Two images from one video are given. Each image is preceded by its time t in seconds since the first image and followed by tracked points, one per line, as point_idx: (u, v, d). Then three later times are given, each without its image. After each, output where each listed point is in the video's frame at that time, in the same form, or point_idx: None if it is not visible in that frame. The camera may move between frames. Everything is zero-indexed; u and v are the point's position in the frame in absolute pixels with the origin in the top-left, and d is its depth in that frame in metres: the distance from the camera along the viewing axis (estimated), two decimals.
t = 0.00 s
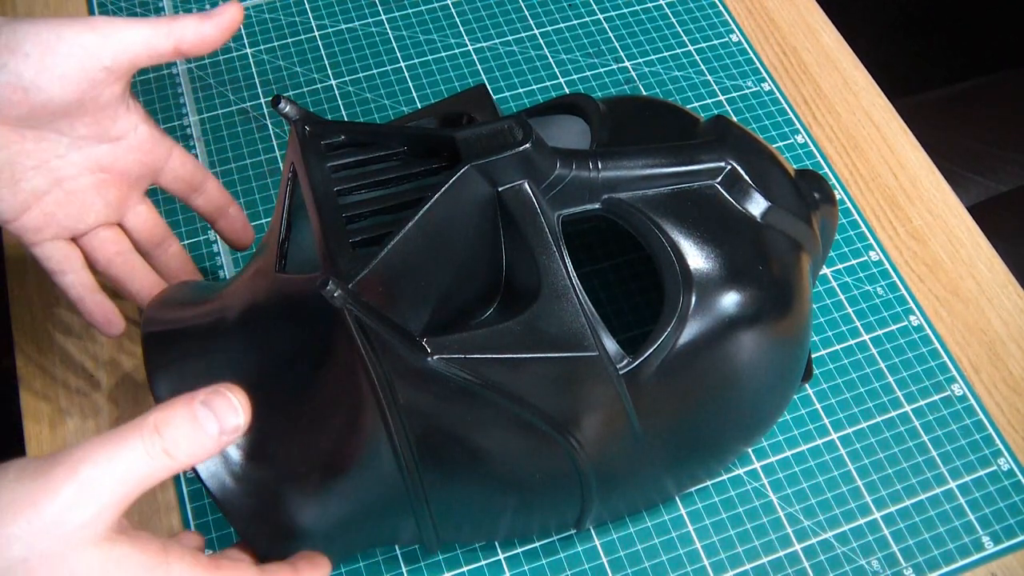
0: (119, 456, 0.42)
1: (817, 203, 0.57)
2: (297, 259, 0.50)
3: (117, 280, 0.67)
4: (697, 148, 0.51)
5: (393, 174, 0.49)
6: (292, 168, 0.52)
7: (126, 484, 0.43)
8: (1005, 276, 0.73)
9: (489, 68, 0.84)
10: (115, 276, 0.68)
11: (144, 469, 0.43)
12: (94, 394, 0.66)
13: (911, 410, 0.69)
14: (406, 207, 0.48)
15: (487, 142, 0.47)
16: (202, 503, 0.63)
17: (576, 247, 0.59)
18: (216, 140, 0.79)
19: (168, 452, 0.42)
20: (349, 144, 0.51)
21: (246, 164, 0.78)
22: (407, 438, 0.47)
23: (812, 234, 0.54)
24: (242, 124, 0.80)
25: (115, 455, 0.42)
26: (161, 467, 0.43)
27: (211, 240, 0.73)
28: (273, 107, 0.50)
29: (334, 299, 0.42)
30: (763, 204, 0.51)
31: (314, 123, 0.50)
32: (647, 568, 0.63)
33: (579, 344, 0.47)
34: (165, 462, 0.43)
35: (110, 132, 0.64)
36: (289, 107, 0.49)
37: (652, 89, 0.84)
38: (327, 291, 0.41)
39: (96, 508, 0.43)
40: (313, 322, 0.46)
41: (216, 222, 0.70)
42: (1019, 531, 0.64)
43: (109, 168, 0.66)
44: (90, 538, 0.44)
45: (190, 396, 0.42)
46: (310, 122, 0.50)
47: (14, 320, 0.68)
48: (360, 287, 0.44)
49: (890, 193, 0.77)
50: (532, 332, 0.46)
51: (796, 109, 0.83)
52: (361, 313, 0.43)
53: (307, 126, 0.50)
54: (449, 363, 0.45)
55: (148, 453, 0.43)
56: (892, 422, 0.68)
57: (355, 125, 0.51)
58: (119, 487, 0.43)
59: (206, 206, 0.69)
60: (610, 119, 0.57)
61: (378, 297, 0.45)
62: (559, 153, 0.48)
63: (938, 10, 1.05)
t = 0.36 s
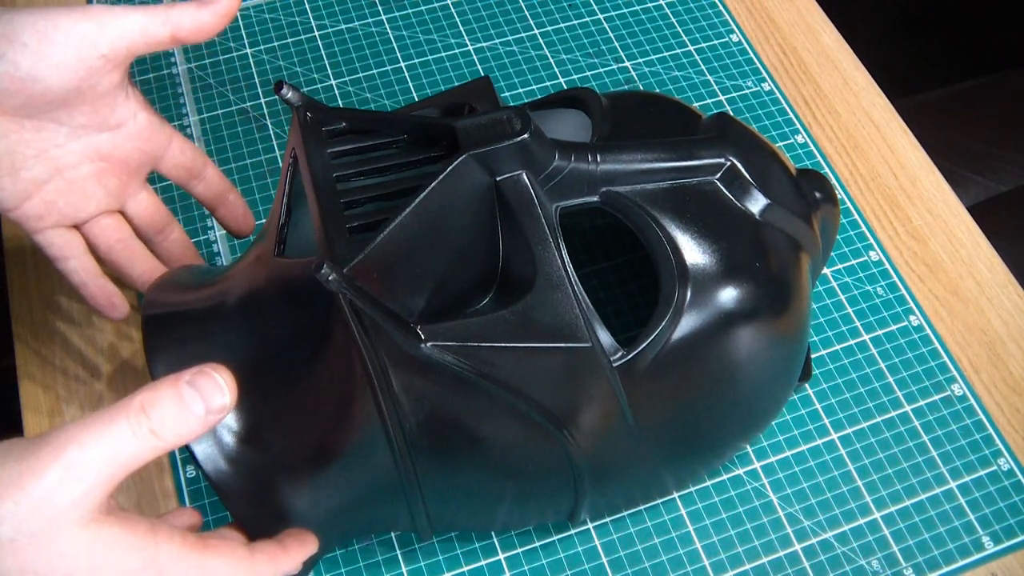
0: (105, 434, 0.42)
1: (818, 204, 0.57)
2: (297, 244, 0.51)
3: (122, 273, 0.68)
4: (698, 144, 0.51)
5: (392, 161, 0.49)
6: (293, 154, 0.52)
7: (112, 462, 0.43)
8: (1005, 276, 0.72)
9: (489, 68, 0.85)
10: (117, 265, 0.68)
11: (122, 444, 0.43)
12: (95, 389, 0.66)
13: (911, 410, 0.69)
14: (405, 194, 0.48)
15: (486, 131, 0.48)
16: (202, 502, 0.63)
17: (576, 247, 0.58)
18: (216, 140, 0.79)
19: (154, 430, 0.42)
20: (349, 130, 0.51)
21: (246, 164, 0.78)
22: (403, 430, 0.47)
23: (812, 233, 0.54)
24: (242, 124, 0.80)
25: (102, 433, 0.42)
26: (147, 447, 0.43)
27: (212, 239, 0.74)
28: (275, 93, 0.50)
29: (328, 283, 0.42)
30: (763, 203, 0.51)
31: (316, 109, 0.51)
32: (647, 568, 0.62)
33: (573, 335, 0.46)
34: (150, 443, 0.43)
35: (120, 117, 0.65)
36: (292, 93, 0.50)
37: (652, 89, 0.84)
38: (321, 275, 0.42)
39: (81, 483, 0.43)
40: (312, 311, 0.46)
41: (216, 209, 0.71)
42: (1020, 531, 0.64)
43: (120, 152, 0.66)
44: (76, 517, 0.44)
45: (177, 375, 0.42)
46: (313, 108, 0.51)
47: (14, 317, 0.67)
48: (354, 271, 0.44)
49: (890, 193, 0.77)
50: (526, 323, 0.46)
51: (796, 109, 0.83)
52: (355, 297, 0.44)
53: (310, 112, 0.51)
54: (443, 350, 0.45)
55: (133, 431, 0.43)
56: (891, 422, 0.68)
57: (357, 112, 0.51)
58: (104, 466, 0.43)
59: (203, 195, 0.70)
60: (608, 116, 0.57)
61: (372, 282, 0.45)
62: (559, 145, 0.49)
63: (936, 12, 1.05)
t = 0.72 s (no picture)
0: (496, 434, 0.40)
1: (818, 203, 0.57)
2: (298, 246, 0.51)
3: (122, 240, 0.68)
4: (697, 144, 0.51)
5: (392, 162, 0.49)
6: (292, 154, 0.52)
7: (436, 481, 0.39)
8: (1005, 276, 0.72)
9: (489, 68, 0.85)
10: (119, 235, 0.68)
11: (502, 454, 0.40)
12: (95, 391, 0.66)
13: (911, 410, 0.69)
14: (405, 194, 0.48)
15: (485, 131, 0.48)
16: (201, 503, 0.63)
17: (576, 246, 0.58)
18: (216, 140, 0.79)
19: (464, 467, 0.39)
20: (349, 131, 0.51)
21: (246, 164, 0.78)
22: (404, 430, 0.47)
23: (812, 234, 0.54)
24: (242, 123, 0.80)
25: (433, 454, 0.39)
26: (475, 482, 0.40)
27: (211, 239, 0.74)
28: (275, 93, 0.50)
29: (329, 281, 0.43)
30: (763, 202, 0.51)
31: (317, 109, 0.51)
32: (648, 568, 0.62)
33: (573, 335, 0.46)
34: (339, 388, 0.37)
35: (94, 108, 0.62)
36: (292, 93, 0.50)
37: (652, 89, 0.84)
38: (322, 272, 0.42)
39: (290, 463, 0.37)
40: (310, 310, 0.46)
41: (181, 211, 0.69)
42: (1020, 531, 0.64)
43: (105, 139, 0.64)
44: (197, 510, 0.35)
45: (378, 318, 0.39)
46: (313, 108, 0.51)
47: (14, 321, 0.68)
48: (355, 272, 0.44)
49: (890, 193, 0.77)
50: (526, 323, 0.46)
51: (796, 109, 0.83)
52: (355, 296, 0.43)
53: (310, 112, 0.51)
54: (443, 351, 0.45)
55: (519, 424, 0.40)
56: (891, 422, 0.68)
57: (356, 112, 0.51)
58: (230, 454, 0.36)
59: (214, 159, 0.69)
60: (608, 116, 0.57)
61: (373, 283, 0.45)
62: (558, 145, 0.49)
63: (936, 12, 1.05)
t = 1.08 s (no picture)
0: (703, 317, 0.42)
1: (818, 203, 0.57)
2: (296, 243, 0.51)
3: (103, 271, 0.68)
4: (697, 145, 0.51)
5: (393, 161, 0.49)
6: (293, 155, 0.52)
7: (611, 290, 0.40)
8: (1005, 276, 0.72)
9: (489, 68, 0.85)
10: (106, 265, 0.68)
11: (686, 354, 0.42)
12: (95, 390, 0.66)
13: (911, 410, 0.69)
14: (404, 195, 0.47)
15: (487, 132, 0.48)
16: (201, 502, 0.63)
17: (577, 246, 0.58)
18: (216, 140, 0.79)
19: (670, 242, 0.41)
20: (349, 131, 0.51)
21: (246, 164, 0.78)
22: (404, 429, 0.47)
23: (813, 235, 0.54)
24: (242, 123, 0.80)
25: (615, 253, 0.40)
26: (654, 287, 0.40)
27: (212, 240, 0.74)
28: (276, 93, 0.50)
29: (327, 282, 0.44)
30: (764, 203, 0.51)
31: (316, 110, 0.50)
32: (648, 568, 0.62)
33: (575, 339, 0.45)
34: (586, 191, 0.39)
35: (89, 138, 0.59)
36: (292, 93, 0.49)
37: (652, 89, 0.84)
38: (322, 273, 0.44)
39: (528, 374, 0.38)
40: (312, 311, 0.46)
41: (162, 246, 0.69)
42: (1020, 531, 0.64)
43: (94, 170, 0.63)
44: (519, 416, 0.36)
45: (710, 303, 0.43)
46: (312, 109, 0.50)
47: (14, 320, 0.68)
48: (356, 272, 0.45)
49: (890, 193, 0.77)
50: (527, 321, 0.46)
51: (796, 109, 0.83)
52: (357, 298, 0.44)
53: (309, 113, 0.50)
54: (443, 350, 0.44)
55: (684, 359, 0.42)
56: (892, 422, 0.68)
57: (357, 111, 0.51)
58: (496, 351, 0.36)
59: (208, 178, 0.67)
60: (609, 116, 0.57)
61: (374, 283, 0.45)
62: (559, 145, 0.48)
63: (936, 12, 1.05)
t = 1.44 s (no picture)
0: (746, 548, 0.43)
1: (818, 203, 0.57)
2: (296, 244, 0.50)
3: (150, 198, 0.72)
4: (696, 144, 0.51)
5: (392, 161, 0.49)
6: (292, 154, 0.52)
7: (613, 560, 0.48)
8: (1005, 276, 0.72)
9: (489, 68, 0.85)
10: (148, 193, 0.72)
11: None
12: (95, 390, 0.66)
13: (911, 410, 0.69)
14: (404, 195, 0.48)
15: (486, 132, 0.48)
16: (201, 502, 0.63)
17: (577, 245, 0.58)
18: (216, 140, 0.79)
19: None
20: (350, 130, 0.51)
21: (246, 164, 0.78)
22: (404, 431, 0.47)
23: (813, 234, 0.54)
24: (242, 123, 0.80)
25: None
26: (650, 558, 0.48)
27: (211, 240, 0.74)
28: (275, 93, 0.50)
29: (328, 282, 0.43)
30: (763, 202, 0.51)
31: (316, 109, 0.50)
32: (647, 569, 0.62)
33: (574, 336, 0.46)
34: None
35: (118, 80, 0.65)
36: (292, 93, 0.50)
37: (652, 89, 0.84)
38: (321, 273, 0.43)
39: (537, 568, 0.49)
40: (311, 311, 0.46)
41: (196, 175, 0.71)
42: (1020, 531, 0.64)
43: (122, 117, 0.68)
44: None
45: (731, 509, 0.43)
46: (312, 108, 0.50)
47: (14, 320, 0.68)
48: (354, 271, 0.45)
49: (890, 193, 0.77)
50: (526, 322, 0.46)
51: (796, 109, 0.83)
52: (357, 297, 0.44)
53: (309, 112, 0.50)
54: (443, 350, 0.46)
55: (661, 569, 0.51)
56: (891, 422, 0.68)
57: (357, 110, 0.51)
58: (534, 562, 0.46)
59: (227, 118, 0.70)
60: (609, 115, 0.57)
61: (374, 281, 0.46)
62: (559, 146, 0.49)
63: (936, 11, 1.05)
